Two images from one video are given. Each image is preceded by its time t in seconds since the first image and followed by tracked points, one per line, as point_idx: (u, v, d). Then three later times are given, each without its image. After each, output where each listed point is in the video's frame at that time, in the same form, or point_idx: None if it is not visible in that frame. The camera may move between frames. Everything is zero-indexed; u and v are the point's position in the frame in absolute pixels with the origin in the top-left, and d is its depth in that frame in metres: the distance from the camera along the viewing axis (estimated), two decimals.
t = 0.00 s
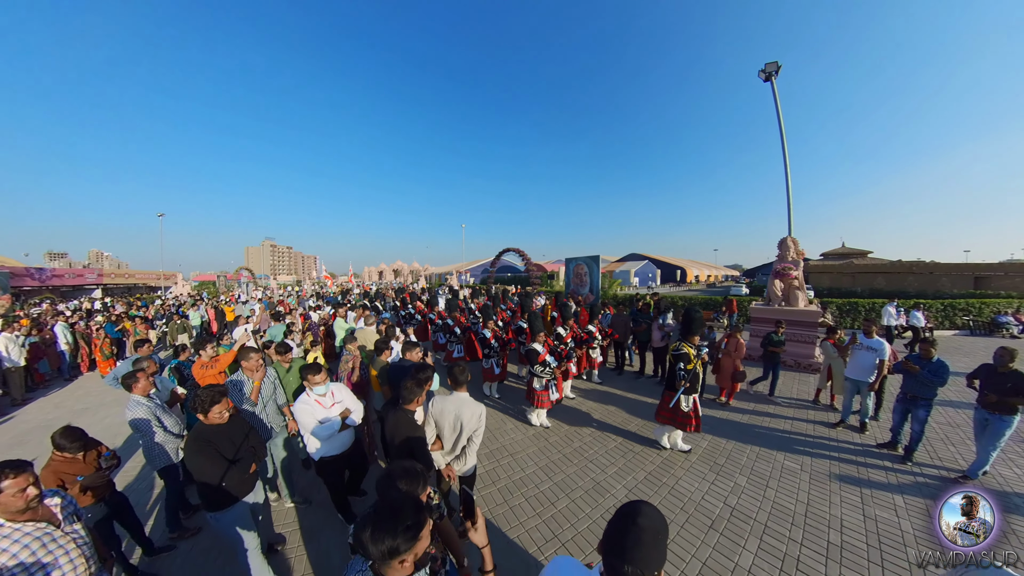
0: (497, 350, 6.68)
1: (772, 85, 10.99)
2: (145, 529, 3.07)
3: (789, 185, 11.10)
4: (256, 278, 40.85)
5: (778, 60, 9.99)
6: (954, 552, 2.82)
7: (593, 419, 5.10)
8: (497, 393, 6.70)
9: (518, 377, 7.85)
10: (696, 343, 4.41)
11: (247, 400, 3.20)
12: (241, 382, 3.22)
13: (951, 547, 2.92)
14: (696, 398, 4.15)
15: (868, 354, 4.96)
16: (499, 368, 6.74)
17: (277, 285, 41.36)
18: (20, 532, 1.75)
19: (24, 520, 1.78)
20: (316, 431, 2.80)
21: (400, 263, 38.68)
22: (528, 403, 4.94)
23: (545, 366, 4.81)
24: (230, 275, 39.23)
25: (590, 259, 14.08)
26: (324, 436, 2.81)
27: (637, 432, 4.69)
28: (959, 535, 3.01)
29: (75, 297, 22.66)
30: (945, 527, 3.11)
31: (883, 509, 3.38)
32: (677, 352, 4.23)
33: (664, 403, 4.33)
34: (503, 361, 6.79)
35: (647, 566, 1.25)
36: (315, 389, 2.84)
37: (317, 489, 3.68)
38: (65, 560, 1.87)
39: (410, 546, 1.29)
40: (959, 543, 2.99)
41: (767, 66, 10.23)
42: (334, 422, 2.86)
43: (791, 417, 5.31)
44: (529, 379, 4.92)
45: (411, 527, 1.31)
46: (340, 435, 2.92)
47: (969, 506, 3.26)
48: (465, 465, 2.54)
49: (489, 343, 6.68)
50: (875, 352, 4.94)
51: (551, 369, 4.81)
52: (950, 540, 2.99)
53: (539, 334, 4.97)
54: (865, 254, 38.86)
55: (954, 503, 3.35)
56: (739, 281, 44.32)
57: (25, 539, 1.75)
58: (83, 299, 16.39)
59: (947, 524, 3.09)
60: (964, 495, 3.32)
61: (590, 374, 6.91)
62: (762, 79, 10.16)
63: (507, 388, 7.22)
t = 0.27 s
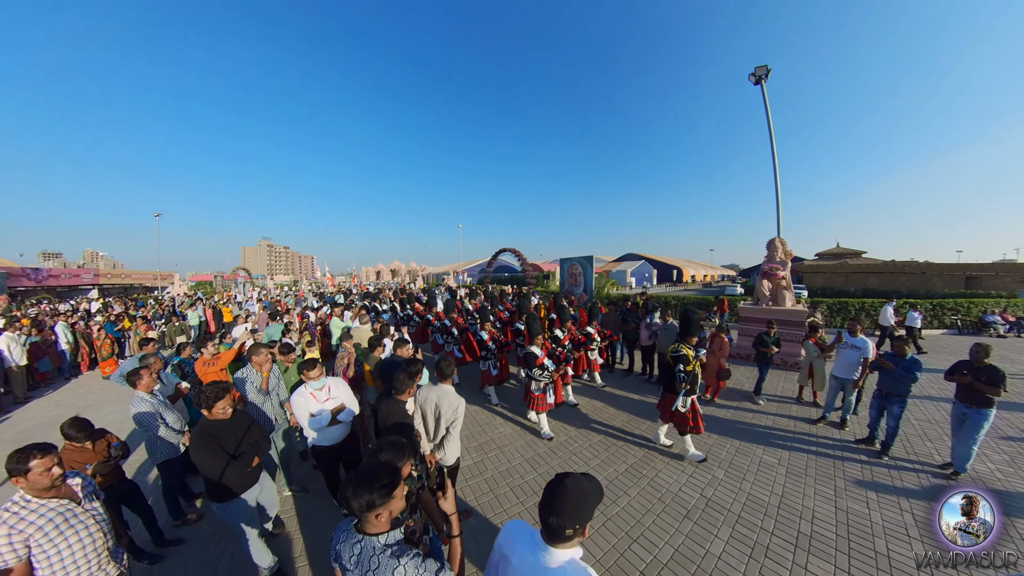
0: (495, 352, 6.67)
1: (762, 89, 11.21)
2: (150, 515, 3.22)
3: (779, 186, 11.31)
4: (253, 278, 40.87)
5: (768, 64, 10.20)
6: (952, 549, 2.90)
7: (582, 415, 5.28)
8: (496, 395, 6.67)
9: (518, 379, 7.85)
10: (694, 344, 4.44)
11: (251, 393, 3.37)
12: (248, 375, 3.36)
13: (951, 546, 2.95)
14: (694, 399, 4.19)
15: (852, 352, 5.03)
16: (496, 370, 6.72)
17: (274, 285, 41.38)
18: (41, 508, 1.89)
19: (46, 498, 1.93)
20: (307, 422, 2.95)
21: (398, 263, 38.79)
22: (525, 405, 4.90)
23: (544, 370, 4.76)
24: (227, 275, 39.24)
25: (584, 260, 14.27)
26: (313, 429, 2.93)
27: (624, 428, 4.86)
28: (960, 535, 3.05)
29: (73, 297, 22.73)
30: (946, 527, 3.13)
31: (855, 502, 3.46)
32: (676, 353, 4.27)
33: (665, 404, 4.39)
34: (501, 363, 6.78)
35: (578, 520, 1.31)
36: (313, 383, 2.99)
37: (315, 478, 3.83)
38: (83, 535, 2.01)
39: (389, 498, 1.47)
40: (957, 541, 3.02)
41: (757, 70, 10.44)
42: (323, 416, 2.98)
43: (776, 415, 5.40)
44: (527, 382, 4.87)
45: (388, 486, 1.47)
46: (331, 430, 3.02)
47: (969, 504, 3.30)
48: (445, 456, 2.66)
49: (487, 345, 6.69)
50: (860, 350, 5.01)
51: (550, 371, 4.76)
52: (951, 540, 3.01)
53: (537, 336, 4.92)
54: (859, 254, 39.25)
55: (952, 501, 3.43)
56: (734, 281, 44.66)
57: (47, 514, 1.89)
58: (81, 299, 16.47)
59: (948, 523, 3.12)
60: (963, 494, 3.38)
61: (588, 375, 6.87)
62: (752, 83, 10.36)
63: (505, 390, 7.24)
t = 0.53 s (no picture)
0: (494, 353, 6.71)
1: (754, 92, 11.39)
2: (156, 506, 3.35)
3: (769, 189, 11.55)
4: (250, 278, 40.84)
5: (760, 68, 10.38)
6: (950, 549, 2.94)
7: (574, 412, 5.42)
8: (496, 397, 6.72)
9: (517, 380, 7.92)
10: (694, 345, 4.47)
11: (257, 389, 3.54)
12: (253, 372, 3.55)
13: (953, 547, 2.97)
14: (695, 400, 4.24)
15: (839, 351, 5.01)
16: (495, 371, 6.77)
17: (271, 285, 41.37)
18: (64, 496, 1.98)
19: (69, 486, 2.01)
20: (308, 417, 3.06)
21: (396, 263, 38.88)
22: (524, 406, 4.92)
23: (545, 371, 4.76)
24: (225, 275, 39.21)
25: (579, 260, 14.46)
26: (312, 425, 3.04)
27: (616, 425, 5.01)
28: (963, 536, 3.08)
29: (70, 297, 22.74)
30: (948, 528, 3.16)
31: (832, 495, 3.61)
32: (677, 356, 4.30)
33: (668, 405, 4.41)
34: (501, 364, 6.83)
35: (537, 489, 1.43)
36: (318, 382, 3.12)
37: (315, 471, 3.96)
38: (106, 517, 2.12)
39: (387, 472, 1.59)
40: (956, 540, 3.06)
41: (748, 74, 10.62)
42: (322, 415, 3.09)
43: (764, 414, 5.52)
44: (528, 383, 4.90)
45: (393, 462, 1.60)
46: (329, 428, 3.13)
47: (970, 505, 3.37)
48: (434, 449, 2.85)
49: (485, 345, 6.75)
50: (846, 349, 4.98)
51: (549, 372, 4.76)
52: (954, 541, 3.04)
53: (537, 337, 4.91)
54: (854, 254, 39.57)
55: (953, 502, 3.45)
56: (730, 281, 44.95)
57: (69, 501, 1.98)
58: (79, 300, 16.52)
59: (950, 524, 3.15)
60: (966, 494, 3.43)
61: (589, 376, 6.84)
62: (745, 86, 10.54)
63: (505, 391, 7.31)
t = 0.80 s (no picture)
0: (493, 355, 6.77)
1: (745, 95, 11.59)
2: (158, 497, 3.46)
3: (760, 190, 11.75)
4: (248, 278, 40.82)
5: (750, 72, 10.57)
6: (949, 549, 3.00)
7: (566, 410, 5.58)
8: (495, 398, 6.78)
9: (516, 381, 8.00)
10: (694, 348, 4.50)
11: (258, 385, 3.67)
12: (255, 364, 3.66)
13: (952, 547, 3.04)
14: (693, 401, 4.27)
15: (821, 349, 5.19)
16: (493, 372, 6.85)
17: (269, 285, 41.36)
18: (84, 477, 2.10)
19: (88, 468, 2.13)
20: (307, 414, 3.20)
21: (393, 263, 38.96)
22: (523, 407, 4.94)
23: (545, 373, 4.79)
24: (222, 275, 39.19)
25: (574, 261, 14.64)
26: (311, 419, 3.18)
27: (605, 422, 5.17)
28: (961, 534, 3.16)
29: (67, 298, 22.74)
30: (948, 528, 3.24)
31: (808, 488, 3.78)
32: (678, 357, 4.31)
33: (664, 406, 4.42)
34: (500, 366, 6.90)
35: (492, 459, 1.59)
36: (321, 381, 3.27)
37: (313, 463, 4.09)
38: (123, 496, 2.26)
39: (386, 448, 1.74)
40: (953, 539, 3.13)
41: (739, 77, 10.81)
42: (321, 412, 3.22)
43: (749, 411, 5.69)
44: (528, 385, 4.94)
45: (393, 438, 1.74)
46: (327, 425, 3.26)
47: (970, 505, 3.43)
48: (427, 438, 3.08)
49: (484, 347, 6.81)
50: (828, 347, 5.16)
51: (550, 375, 4.79)
52: (952, 541, 3.10)
53: (538, 340, 4.92)
54: (850, 254, 39.90)
55: (954, 504, 3.47)
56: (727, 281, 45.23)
57: (90, 481, 2.11)
58: (76, 300, 16.56)
59: (950, 524, 3.23)
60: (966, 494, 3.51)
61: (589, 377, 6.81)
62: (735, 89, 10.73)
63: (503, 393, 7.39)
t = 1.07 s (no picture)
0: (493, 355, 6.78)
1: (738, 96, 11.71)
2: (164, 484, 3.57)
3: (752, 190, 11.90)
4: (248, 279, 40.98)
5: (743, 73, 10.71)
6: (953, 550, 3.01)
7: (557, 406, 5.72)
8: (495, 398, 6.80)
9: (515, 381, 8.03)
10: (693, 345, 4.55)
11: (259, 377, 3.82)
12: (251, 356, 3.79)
13: (952, 547, 3.06)
14: (698, 401, 4.23)
15: (805, 346, 5.31)
16: (495, 373, 6.85)
17: (269, 285, 41.51)
18: (99, 455, 2.15)
19: (103, 447, 2.18)
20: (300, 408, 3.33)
21: (393, 263, 39.11)
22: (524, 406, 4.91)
23: (546, 371, 4.76)
24: (223, 275, 39.34)
25: (570, 261, 14.81)
26: (304, 413, 3.31)
27: (597, 418, 5.31)
28: (962, 534, 3.18)
29: (69, 298, 22.89)
30: (947, 528, 3.27)
31: (788, 482, 3.90)
32: (679, 356, 4.26)
33: (667, 406, 4.38)
34: (500, 366, 6.91)
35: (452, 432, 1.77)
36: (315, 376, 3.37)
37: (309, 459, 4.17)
38: (136, 475, 2.29)
39: (376, 425, 1.89)
40: (956, 540, 3.15)
41: (732, 78, 10.94)
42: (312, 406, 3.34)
43: (736, 408, 5.83)
44: (529, 384, 4.90)
45: (379, 416, 1.88)
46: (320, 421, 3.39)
47: (969, 505, 3.49)
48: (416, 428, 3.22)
49: (484, 347, 6.82)
50: (811, 344, 5.28)
51: (552, 374, 4.75)
52: (952, 540, 3.14)
53: (539, 338, 4.90)
54: (849, 254, 40.02)
55: (958, 507, 3.42)
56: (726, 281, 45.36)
57: (105, 459, 2.16)
58: (77, 300, 16.67)
59: (949, 524, 3.26)
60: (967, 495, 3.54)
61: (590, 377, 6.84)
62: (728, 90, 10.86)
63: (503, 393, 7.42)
